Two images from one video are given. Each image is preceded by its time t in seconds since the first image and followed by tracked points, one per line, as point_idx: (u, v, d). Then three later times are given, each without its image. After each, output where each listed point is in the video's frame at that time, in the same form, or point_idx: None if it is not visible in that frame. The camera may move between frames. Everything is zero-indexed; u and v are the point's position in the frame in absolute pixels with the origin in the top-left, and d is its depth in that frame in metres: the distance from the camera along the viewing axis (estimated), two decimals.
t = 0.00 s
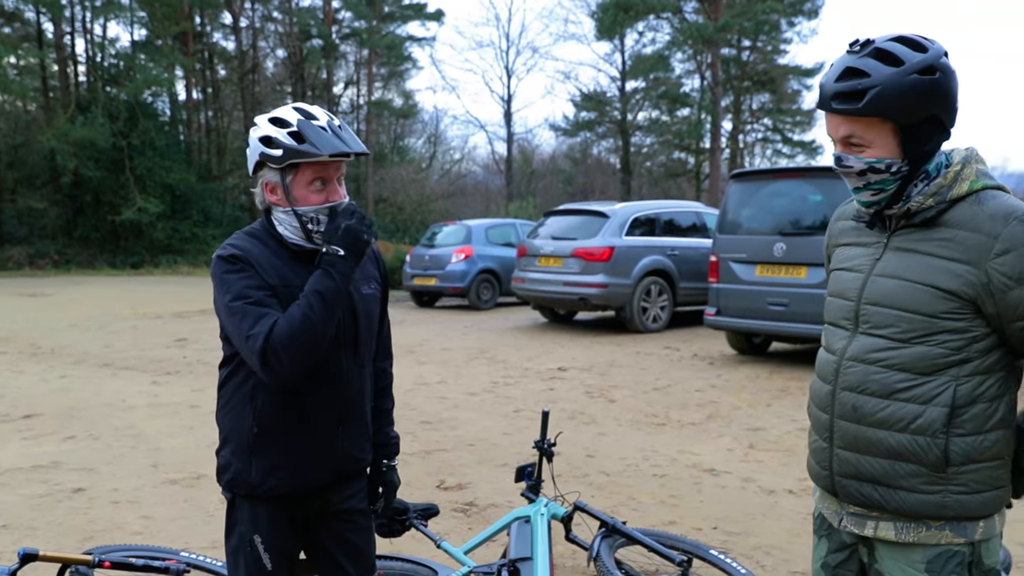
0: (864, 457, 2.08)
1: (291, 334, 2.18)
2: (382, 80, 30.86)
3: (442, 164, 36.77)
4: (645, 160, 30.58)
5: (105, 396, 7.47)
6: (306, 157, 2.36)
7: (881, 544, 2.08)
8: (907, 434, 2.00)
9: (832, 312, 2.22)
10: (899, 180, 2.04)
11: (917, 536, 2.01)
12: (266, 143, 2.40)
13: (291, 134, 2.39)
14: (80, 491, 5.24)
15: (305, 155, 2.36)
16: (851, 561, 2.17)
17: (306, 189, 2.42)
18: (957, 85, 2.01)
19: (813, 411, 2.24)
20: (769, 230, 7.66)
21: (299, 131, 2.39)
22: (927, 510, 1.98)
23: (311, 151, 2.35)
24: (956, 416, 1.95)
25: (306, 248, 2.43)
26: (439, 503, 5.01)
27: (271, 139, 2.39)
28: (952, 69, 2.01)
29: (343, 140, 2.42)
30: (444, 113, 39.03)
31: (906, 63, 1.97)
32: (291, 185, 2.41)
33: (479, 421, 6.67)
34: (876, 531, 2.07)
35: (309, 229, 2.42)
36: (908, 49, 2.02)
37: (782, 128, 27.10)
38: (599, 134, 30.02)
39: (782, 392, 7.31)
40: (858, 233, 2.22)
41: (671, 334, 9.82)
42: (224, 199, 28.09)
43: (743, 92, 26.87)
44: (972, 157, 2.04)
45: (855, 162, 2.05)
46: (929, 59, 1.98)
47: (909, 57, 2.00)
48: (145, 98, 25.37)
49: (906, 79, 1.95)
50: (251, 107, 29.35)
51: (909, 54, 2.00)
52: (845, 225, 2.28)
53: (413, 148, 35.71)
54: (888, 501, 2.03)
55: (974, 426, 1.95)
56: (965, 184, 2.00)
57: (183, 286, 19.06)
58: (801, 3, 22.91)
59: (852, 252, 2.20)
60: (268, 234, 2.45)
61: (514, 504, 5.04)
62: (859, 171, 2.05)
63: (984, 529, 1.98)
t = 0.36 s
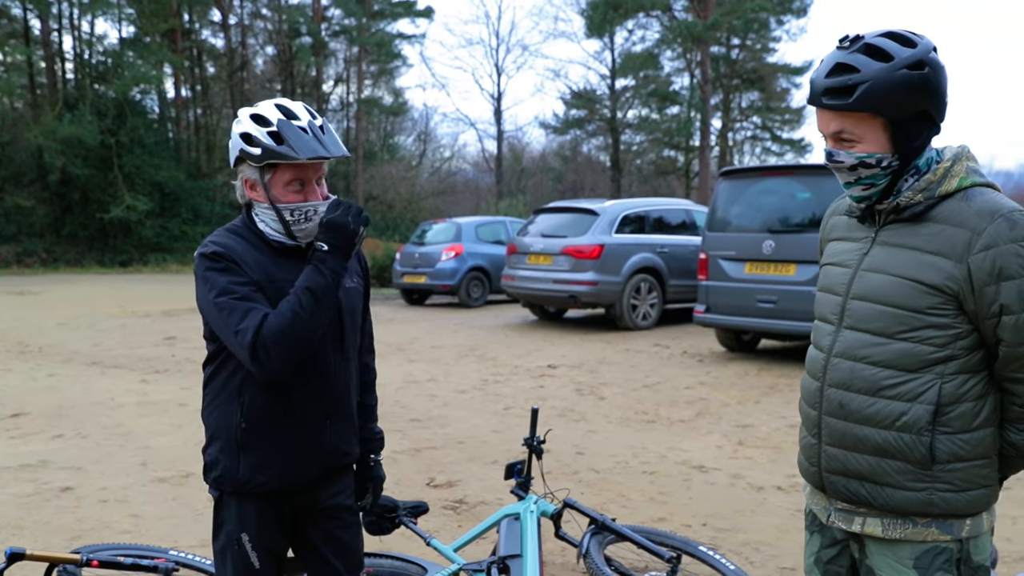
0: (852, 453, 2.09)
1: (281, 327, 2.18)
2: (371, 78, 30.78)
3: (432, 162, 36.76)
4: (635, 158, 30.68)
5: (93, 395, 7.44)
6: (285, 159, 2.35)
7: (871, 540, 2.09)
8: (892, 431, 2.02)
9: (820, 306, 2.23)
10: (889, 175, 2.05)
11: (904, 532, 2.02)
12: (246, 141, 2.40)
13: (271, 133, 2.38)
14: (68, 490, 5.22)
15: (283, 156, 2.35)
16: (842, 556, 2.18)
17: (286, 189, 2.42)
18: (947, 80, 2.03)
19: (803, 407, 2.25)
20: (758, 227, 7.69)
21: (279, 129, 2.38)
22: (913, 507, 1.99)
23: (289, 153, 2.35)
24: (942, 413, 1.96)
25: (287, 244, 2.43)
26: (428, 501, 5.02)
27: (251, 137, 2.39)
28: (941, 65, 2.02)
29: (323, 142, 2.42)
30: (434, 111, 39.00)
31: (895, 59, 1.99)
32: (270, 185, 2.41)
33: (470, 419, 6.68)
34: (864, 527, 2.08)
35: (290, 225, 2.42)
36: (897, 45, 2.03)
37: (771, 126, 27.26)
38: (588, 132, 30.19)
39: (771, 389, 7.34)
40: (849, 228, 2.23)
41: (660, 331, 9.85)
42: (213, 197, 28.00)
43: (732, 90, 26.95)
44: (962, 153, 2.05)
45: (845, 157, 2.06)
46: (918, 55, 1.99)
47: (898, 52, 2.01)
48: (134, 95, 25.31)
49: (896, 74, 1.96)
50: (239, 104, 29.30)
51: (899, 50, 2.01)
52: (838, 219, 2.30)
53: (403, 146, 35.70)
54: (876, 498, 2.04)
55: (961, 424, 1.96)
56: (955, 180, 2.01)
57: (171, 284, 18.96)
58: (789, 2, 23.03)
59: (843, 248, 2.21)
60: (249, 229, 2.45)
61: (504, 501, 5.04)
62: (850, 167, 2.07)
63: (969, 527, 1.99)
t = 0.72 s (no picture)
0: (845, 451, 2.10)
1: (262, 329, 2.17)
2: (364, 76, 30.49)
3: (425, 160, 36.72)
4: (628, 156, 30.72)
5: (86, 394, 7.41)
6: (280, 153, 2.36)
7: (864, 538, 2.11)
8: (883, 428, 2.03)
9: (814, 304, 2.24)
10: (881, 170, 2.06)
11: (897, 530, 2.03)
12: (240, 138, 2.39)
13: (264, 129, 2.38)
14: (61, 488, 5.20)
15: (278, 151, 2.36)
16: (837, 554, 2.19)
17: (281, 185, 2.41)
18: (938, 75, 2.04)
19: (797, 406, 2.26)
20: (750, 225, 7.71)
21: (270, 124, 2.38)
22: (906, 505, 2.01)
23: (286, 146, 2.35)
24: (935, 411, 1.98)
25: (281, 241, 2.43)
26: (422, 499, 5.02)
27: (244, 134, 2.38)
28: (933, 60, 2.03)
29: (318, 136, 2.43)
30: (427, 109, 38.95)
31: (887, 54, 2.00)
32: (265, 181, 2.41)
33: (463, 417, 6.68)
34: (858, 524, 2.10)
35: (285, 220, 2.41)
36: (890, 40, 2.04)
37: (763, 124, 27.36)
38: (582, 130, 30.26)
39: (764, 387, 7.37)
40: (842, 227, 2.24)
41: (653, 329, 9.88)
42: (205, 195, 27.91)
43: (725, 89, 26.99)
44: (953, 150, 2.07)
45: (838, 152, 2.07)
46: (909, 50, 2.00)
47: (890, 47, 2.02)
48: (126, 93, 25.22)
49: (888, 69, 1.98)
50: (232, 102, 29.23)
51: (891, 44, 2.02)
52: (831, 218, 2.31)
53: (396, 144, 35.66)
54: (869, 495, 2.06)
55: (954, 421, 1.97)
56: (946, 176, 2.02)
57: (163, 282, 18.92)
58: None
59: (835, 245, 2.22)
60: (242, 227, 2.44)
61: (497, 499, 5.05)
62: (842, 162, 2.08)
63: (963, 525, 2.00)
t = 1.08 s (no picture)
0: (839, 449, 2.11)
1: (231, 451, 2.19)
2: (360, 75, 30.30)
3: (421, 159, 36.68)
4: (624, 155, 30.75)
5: (81, 393, 7.40)
6: (279, 138, 2.37)
7: (856, 536, 2.11)
8: (879, 427, 2.03)
9: (811, 302, 2.24)
10: (879, 169, 2.07)
11: (890, 528, 2.04)
12: (236, 133, 2.39)
13: (261, 118, 2.39)
14: (56, 488, 5.19)
15: (277, 136, 2.37)
16: (830, 552, 2.19)
17: (282, 172, 2.42)
18: (937, 74, 2.05)
19: (792, 402, 2.26)
20: (746, 224, 7.72)
21: (269, 115, 2.40)
22: (900, 503, 2.01)
23: (283, 130, 2.37)
24: (930, 409, 1.98)
25: (286, 236, 2.42)
26: (419, 497, 5.01)
27: (241, 127, 2.39)
28: (931, 59, 2.04)
29: (312, 119, 2.46)
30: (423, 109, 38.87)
31: (888, 52, 2.00)
32: (266, 171, 2.40)
33: (459, 416, 6.68)
34: (851, 523, 2.10)
35: (290, 212, 2.41)
36: (890, 38, 2.05)
37: (760, 124, 27.42)
38: (578, 130, 30.31)
39: (760, 385, 7.38)
40: (839, 225, 2.24)
41: (650, 328, 9.88)
42: (201, 195, 27.86)
43: (721, 88, 27.05)
44: (952, 149, 2.07)
45: (836, 150, 2.08)
46: (910, 48, 2.01)
47: (890, 46, 2.03)
48: (121, 92, 25.18)
49: (889, 66, 1.98)
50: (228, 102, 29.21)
51: (892, 43, 2.03)
52: (829, 215, 2.31)
53: (392, 143, 35.65)
54: (862, 493, 2.06)
55: (948, 420, 1.97)
56: (944, 175, 2.03)
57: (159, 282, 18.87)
58: None
59: (832, 243, 2.22)
60: (243, 223, 2.42)
61: (494, 498, 5.04)
62: (840, 160, 2.08)
63: (956, 524, 2.00)
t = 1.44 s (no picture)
0: (834, 449, 2.11)
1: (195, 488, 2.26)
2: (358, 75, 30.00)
3: (418, 159, 36.64)
4: (622, 155, 30.78)
5: (78, 394, 7.39)
6: (274, 138, 2.37)
7: (850, 537, 2.11)
8: (873, 427, 2.04)
9: (806, 303, 2.24)
10: (873, 170, 2.07)
11: (884, 529, 2.04)
12: (231, 134, 2.39)
13: (255, 119, 2.39)
14: (53, 489, 5.18)
15: (272, 136, 2.37)
16: (824, 553, 2.20)
17: (278, 172, 2.42)
18: (932, 75, 2.05)
19: (787, 403, 2.27)
20: (744, 224, 7.73)
21: (262, 114, 2.39)
22: (893, 503, 2.01)
23: (278, 130, 2.37)
24: (924, 409, 1.98)
25: (282, 237, 2.41)
26: (416, 498, 5.01)
27: (236, 128, 2.39)
28: (926, 60, 2.04)
29: (306, 119, 2.46)
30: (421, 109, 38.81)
31: (882, 52, 2.01)
32: (262, 171, 2.41)
33: (457, 416, 6.68)
34: (845, 523, 2.10)
35: (286, 212, 2.41)
36: (884, 39, 2.05)
37: (757, 124, 27.46)
38: (575, 130, 30.33)
39: (757, 386, 7.39)
40: (833, 225, 2.25)
41: (647, 328, 9.89)
42: (199, 195, 27.77)
43: (719, 88, 27.07)
44: (946, 150, 2.07)
45: (831, 150, 2.08)
46: (905, 49, 2.02)
47: (885, 46, 2.03)
48: (118, 92, 25.13)
49: (883, 67, 1.99)
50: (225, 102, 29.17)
51: (886, 44, 2.03)
52: (824, 216, 2.31)
53: (389, 143, 35.64)
54: (857, 494, 2.07)
55: (942, 420, 1.98)
56: (938, 175, 2.03)
57: (156, 282, 18.84)
58: None
59: (826, 243, 2.23)
60: (241, 225, 2.42)
61: (491, 498, 5.05)
62: (835, 160, 2.08)
63: (950, 524, 2.01)
